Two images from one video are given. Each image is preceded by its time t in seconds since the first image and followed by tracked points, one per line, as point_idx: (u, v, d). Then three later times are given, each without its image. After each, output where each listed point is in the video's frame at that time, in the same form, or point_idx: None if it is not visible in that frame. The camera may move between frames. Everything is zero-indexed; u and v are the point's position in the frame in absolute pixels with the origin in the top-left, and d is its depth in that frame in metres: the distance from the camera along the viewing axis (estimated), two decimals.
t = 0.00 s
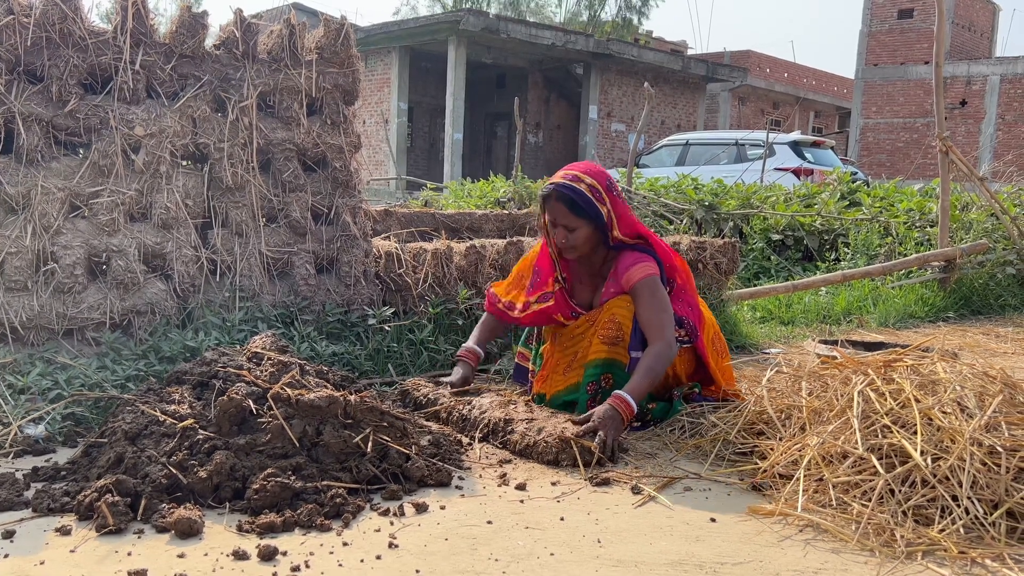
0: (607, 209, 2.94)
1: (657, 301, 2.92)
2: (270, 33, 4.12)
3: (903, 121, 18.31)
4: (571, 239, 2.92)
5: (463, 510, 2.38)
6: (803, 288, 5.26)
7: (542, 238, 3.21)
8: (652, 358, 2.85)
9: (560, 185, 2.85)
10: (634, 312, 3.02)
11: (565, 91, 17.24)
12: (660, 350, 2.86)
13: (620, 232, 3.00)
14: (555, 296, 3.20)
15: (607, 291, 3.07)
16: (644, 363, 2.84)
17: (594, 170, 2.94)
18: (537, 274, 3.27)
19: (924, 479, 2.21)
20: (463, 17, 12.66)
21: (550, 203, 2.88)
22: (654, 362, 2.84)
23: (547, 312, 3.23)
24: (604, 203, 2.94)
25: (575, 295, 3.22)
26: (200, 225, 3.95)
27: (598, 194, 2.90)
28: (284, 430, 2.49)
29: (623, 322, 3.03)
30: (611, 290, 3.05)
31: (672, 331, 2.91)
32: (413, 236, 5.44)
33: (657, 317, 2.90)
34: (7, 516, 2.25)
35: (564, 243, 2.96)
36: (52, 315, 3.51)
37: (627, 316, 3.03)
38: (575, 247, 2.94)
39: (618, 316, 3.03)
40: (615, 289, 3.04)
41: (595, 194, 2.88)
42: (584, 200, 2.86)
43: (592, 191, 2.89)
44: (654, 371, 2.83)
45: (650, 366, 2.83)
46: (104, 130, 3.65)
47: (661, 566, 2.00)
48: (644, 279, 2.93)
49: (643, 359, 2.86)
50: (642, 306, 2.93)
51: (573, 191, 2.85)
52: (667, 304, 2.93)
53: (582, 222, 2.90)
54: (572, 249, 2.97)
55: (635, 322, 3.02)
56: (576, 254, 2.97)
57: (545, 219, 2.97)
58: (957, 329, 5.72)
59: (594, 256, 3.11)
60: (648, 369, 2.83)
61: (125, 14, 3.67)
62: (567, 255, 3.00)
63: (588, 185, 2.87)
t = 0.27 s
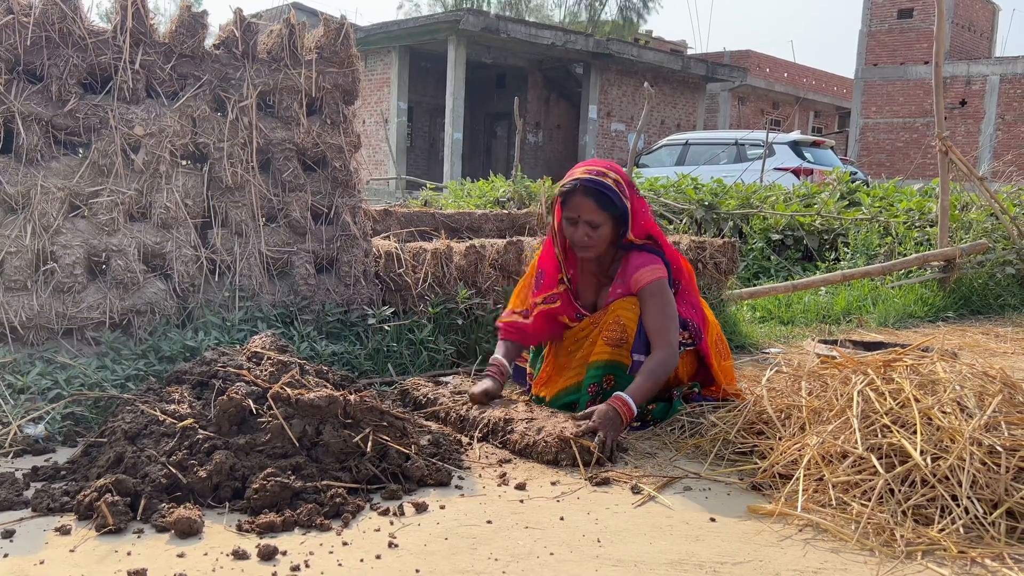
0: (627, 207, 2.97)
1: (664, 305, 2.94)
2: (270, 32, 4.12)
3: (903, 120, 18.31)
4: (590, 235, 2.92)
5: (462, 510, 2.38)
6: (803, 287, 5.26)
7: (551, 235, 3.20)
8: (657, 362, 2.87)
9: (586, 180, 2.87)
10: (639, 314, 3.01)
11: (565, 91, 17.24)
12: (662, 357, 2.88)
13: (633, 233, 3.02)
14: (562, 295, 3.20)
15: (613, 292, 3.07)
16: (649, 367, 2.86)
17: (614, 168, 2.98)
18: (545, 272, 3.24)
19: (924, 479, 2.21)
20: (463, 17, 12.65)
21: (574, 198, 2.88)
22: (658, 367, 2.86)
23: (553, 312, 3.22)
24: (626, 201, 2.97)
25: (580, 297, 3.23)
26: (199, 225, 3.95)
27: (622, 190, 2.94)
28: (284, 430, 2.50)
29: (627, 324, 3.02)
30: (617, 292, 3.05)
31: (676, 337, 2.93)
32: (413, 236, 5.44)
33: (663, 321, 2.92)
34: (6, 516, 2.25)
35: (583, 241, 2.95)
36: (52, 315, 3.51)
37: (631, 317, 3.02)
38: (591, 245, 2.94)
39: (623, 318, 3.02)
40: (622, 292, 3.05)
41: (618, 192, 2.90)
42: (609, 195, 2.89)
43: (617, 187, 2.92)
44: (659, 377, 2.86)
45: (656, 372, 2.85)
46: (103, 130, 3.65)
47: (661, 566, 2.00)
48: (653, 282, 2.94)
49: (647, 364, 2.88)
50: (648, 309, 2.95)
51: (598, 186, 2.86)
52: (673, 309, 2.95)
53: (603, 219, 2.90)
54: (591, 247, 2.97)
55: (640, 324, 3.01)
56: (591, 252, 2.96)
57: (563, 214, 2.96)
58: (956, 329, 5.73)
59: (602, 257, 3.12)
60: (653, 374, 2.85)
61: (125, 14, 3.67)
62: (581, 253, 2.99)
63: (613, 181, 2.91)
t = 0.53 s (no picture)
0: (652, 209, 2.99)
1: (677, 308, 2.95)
2: (269, 32, 4.11)
3: (902, 120, 18.32)
4: (616, 233, 2.90)
5: (462, 509, 2.38)
6: (803, 287, 5.24)
7: (561, 235, 3.16)
8: (666, 365, 2.89)
9: (618, 177, 2.86)
10: (650, 317, 3.01)
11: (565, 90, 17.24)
12: (672, 363, 2.89)
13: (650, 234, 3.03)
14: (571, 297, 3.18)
15: (622, 295, 3.05)
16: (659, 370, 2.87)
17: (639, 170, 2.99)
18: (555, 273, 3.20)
19: (924, 478, 2.21)
20: (462, 16, 12.64)
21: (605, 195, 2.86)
22: (668, 371, 2.87)
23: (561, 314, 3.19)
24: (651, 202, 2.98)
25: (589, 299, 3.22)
26: (198, 224, 3.95)
27: (649, 191, 2.95)
28: (283, 429, 2.50)
29: (638, 326, 3.01)
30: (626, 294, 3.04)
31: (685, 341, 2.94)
32: (413, 235, 5.44)
33: (672, 323, 2.93)
34: (6, 515, 2.24)
35: (608, 240, 2.93)
36: (51, 314, 3.51)
37: (643, 320, 3.01)
38: (616, 244, 2.93)
39: (634, 320, 3.01)
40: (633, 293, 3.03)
41: (647, 192, 2.92)
42: (639, 194, 2.89)
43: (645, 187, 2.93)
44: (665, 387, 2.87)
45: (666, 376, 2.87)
46: (102, 129, 3.64)
47: (661, 565, 2.00)
48: (667, 284, 2.94)
49: (655, 368, 2.89)
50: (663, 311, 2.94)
51: (631, 184, 2.87)
52: (684, 314, 2.97)
53: (631, 217, 2.90)
54: (616, 247, 2.96)
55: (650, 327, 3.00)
56: (614, 251, 2.95)
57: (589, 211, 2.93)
58: (955, 329, 5.73)
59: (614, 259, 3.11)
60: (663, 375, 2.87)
61: (125, 13, 3.67)
62: (603, 252, 2.97)
63: (642, 181, 2.92)
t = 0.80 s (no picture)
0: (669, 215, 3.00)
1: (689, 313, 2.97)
2: (269, 31, 4.11)
3: (901, 120, 18.33)
4: (640, 238, 2.89)
5: (461, 508, 2.38)
6: (803, 286, 5.23)
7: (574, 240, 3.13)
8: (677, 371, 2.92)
9: (644, 181, 2.86)
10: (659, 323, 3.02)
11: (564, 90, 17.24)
12: (681, 370, 2.93)
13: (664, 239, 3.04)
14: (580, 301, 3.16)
15: (632, 299, 3.05)
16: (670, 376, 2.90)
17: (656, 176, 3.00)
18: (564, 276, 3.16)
19: (924, 476, 2.21)
20: (462, 16, 12.63)
21: (632, 200, 2.84)
22: (678, 378, 2.91)
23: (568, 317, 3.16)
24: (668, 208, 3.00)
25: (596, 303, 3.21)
26: (198, 224, 3.95)
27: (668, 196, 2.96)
28: (282, 428, 2.50)
29: (647, 332, 3.02)
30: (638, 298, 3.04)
31: (695, 348, 2.97)
32: (412, 235, 5.44)
33: (684, 329, 2.94)
34: (5, 514, 2.24)
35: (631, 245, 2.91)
36: (51, 313, 3.51)
37: (652, 326, 3.02)
38: (638, 250, 2.92)
39: (643, 326, 3.02)
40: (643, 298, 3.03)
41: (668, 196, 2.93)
42: (662, 200, 2.90)
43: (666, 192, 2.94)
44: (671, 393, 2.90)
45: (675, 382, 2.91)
46: (102, 128, 3.64)
47: (661, 564, 2.00)
48: (682, 289, 2.95)
49: (664, 374, 2.92)
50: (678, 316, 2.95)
51: (655, 188, 2.87)
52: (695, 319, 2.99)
53: (655, 222, 2.90)
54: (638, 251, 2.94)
55: (659, 333, 3.02)
56: (636, 256, 2.93)
57: (613, 216, 2.90)
58: (955, 328, 5.73)
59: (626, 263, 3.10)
60: (672, 381, 2.90)
61: (124, 12, 3.67)
62: (623, 257, 2.95)
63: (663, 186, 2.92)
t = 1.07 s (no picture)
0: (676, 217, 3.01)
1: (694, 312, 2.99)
2: (268, 30, 4.10)
3: (901, 120, 18.33)
4: (652, 238, 2.89)
5: (461, 508, 2.37)
6: (802, 286, 5.22)
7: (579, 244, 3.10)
8: (680, 372, 2.95)
9: (655, 181, 2.84)
10: (663, 325, 3.02)
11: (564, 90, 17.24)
12: (684, 371, 2.96)
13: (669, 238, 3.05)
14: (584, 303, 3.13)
15: (636, 300, 3.04)
16: (672, 377, 2.94)
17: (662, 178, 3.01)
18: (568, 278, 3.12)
19: (923, 476, 2.21)
20: (462, 15, 12.62)
21: (645, 201, 2.83)
22: (679, 380, 2.94)
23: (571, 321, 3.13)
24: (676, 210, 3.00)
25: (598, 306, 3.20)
26: (197, 223, 3.95)
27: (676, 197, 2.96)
28: (282, 428, 2.50)
29: (650, 334, 3.01)
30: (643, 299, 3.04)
31: (697, 349, 3.00)
32: (412, 235, 5.43)
33: (688, 330, 2.97)
34: (4, 514, 2.24)
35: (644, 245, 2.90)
36: (51, 313, 3.51)
37: (655, 328, 3.01)
38: (648, 251, 2.91)
39: (646, 328, 3.01)
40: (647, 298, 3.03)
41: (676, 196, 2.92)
42: (671, 201, 2.90)
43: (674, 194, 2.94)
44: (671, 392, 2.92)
45: (677, 385, 2.94)
46: (101, 128, 3.64)
47: (660, 564, 1.99)
48: (688, 290, 2.96)
49: (666, 376, 2.94)
50: (684, 315, 2.97)
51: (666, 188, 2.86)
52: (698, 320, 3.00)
53: (666, 222, 2.90)
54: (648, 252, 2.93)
55: (662, 334, 3.02)
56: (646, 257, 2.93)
57: (625, 218, 2.88)
58: (954, 328, 5.72)
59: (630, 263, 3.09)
60: (674, 381, 2.93)
61: (123, 11, 3.67)
62: (634, 258, 2.94)
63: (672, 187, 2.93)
